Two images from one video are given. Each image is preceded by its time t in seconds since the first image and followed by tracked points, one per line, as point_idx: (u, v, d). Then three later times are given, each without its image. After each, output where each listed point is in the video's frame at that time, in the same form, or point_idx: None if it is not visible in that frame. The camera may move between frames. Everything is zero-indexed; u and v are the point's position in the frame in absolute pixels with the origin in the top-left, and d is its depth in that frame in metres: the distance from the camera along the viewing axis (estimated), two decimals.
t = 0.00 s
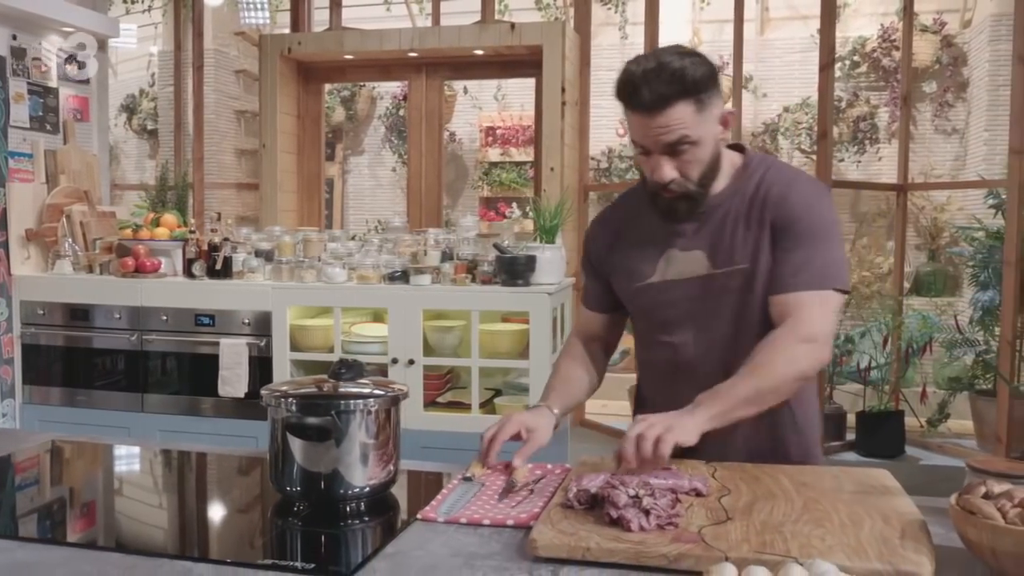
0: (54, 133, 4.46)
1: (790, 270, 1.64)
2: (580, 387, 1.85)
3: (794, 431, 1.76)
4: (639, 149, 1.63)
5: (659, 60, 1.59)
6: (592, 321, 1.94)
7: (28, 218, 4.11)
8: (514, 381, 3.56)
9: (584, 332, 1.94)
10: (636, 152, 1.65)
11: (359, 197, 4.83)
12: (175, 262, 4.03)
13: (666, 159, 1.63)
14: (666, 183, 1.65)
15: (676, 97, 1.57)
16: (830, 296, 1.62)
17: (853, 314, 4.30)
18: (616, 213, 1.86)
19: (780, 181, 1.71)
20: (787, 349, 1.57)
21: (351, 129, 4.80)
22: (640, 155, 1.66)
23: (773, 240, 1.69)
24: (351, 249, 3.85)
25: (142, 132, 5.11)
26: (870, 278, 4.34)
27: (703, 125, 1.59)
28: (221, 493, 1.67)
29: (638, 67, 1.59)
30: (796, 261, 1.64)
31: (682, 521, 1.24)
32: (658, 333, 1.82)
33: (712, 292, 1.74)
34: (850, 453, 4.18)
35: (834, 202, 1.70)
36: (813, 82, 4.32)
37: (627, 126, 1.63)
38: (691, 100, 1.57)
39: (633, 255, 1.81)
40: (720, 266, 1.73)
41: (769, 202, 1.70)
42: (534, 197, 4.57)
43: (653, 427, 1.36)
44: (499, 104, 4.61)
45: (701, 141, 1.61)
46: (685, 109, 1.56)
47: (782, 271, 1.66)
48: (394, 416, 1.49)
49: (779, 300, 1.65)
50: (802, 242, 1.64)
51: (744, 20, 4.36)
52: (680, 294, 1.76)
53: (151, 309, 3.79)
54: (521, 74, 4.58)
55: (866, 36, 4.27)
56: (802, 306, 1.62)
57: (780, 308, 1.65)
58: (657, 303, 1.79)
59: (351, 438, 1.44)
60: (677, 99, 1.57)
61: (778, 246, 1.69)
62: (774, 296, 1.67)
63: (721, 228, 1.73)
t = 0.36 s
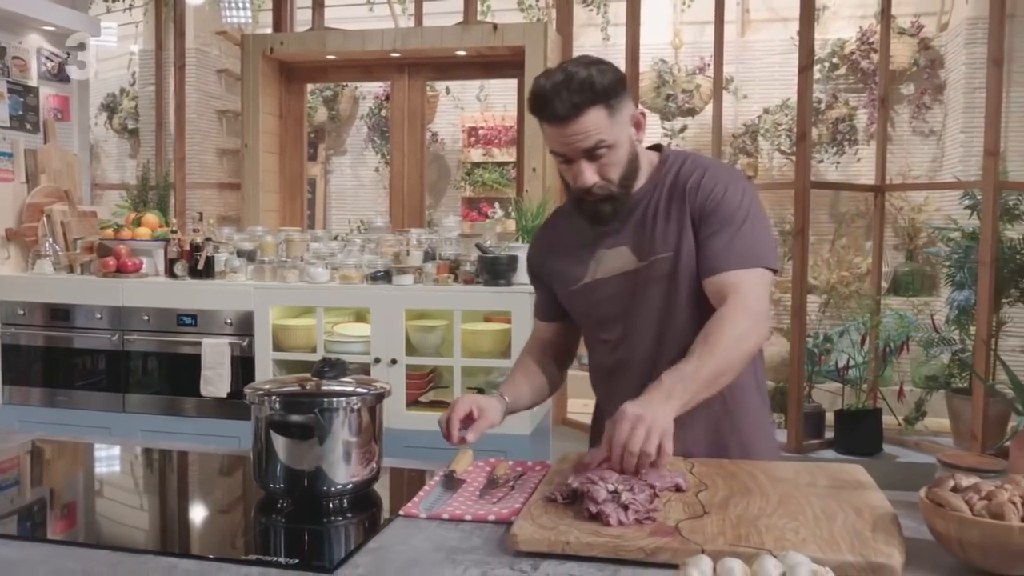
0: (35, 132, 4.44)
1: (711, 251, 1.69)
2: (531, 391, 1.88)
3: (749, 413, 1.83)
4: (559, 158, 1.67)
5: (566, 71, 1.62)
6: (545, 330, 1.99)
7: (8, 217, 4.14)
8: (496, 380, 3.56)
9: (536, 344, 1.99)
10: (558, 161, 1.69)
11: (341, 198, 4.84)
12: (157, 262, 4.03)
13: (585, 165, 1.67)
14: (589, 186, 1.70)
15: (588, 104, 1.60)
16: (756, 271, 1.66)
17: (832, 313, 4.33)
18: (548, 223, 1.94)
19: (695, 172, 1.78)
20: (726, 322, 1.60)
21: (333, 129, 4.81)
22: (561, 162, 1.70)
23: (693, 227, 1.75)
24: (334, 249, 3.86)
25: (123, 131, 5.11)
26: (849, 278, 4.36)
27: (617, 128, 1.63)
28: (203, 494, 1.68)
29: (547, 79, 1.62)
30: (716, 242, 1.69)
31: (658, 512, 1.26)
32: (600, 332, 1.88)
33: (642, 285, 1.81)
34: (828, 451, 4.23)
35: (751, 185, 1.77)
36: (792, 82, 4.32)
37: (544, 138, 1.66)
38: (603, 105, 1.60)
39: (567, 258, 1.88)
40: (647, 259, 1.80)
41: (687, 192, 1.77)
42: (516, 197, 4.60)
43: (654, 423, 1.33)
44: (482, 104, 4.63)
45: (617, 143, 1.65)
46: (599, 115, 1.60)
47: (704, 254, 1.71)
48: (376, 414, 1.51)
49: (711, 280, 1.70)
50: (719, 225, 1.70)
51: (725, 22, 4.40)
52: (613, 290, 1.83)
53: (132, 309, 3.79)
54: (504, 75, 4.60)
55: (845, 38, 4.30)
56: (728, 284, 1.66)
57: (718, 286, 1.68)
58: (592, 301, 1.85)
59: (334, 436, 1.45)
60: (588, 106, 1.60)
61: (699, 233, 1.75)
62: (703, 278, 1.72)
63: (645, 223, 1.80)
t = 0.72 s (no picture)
0: (15, 132, 4.42)
1: (696, 247, 1.73)
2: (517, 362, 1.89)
3: (730, 406, 1.86)
4: (542, 156, 1.68)
5: (551, 72, 1.64)
6: (515, 323, 2.01)
7: None
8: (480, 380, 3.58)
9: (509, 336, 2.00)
10: (542, 161, 1.70)
11: (324, 198, 4.85)
12: (140, 262, 4.02)
13: (569, 165, 1.69)
14: (573, 186, 1.71)
15: (573, 104, 1.62)
16: (742, 265, 1.71)
17: (810, 313, 4.34)
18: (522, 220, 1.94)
19: (672, 172, 1.81)
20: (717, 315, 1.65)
21: (316, 129, 4.81)
22: (544, 162, 1.71)
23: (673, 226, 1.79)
24: (317, 249, 3.87)
25: (103, 130, 5.09)
26: (829, 278, 4.38)
27: (600, 127, 1.66)
28: (185, 495, 1.69)
29: (532, 80, 1.64)
30: (700, 239, 1.73)
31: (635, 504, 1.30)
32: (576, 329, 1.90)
33: (621, 283, 1.83)
34: (808, 449, 4.27)
35: (727, 185, 1.81)
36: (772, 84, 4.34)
37: (527, 138, 1.67)
38: (587, 104, 1.63)
39: (542, 256, 1.88)
40: (626, 257, 1.82)
41: (665, 191, 1.80)
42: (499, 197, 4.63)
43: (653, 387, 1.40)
44: (465, 105, 4.64)
45: (600, 142, 1.68)
46: (584, 113, 1.62)
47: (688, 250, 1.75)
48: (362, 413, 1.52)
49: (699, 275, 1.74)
50: (701, 224, 1.74)
51: (706, 24, 4.44)
52: (591, 287, 1.85)
53: (114, 309, 3.77)
54: (487, 76, 4.62)
55: (825, 40, 4.34)
56: (716, 279, 1.71)
57: (708, 280, 1.72)
58: (570, 299, 1.87)
59: (320, 434, 1.46)
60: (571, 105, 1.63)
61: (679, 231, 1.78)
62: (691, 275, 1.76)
63: (623, 222, 1.82)
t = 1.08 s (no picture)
0: None
1: (698, 252, 1.81)
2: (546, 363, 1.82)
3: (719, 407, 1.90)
4: (552, 155, 1.71)
5: (571, 73, 1.67)
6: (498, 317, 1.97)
7: None
8: (456, 380, 3.59)
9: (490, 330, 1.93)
10: (551, 160, 1.73)
11: (299, 198, 4.83)
12: (113, 262, 3.99)
13: (580, 165, 1.72)
14: (581, 186, 1.75)
15: (591, 105, 1.66)
16: (737, 271, 1.81)
17: (785, 312, 4.41)
18: (515, 219, 1.95)
19: (670, 177, 1.88)
20: (718, 318, 1.74)
21: (291, 129, 4.79)
22: (553, 161, 1.74)
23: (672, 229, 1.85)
24: (293, 249, 3.86)
25: (75, 129, 5.05)
26: (801, 278, 4.45)
27: (614, 130, 1.70)
28: (158, 496, 1.68)
29: (552, 79, 1.66)
30: (702, 243, 1.81)
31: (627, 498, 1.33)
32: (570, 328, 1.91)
33: (620, 283, 1.87)
34: (782, 447, 4.32)
35: (720, 195, 1.90)
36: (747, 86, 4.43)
37: (540, 136, 1.69)
38: (603, 107, 1.67)
39: (540, 253, 1.90)
40: (626, 258, 1.86)
41: (665, 195, 1.86)
42: (475, 197, 4.64)
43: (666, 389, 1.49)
44: (441, 105, 4.65)
45: (611, 145, 1.72)
46: (600, 115, 1.66)
47: (689, 255, 1.82)
48: (341, 412, 1.53)
49: (697, 280, 1.82)
50: (701, 230, 1.83)
51: (681, 26, 4.48)
52: (590, 286, 1.87)
53: (87, 310, 3.74)
54: (463, 76, 4.63)
55: (796, 43, 4.41)
56: (716, 283, 1.79)
57: (707, 284, 1.81)
58: (568, 297, 1.88)
59: (298, 434, 1.47)
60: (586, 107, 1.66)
61: (678, 235, 1.85)
62: (688, 279, 1.84)
63: (624, 223, 1.87)
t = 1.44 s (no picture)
0: None
1: (753, 270, 1.75)
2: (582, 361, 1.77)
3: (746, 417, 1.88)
4: (621, 156, 1.62)
5: (655, 74, 1.58)
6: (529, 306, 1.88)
7: None
8: (437, 380, 3.60)
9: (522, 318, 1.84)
10: (619, 161, 1.63)
11: (278, 198, 4.82)
12: (92, 262, 3.96)
13: (648, 169, 1.63)
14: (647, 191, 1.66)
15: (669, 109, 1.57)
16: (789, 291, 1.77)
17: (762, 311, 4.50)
18: (560, 212, 1.85)
19: (728, 190, 1.80)
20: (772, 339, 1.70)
21: (270, 128, 4.78)
22: (619, 162, 1.64)
23: (727, 243, 1.78)
24: (273, 249, 3.85)
25: (51, 128, 5.03)
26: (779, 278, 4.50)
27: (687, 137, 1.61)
28: (135, 499, 1.66)
29: (635, 77, 1.58)
30: (760, 261, 1.75)
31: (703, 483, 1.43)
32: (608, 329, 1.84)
33: (668, 292, 1.80)
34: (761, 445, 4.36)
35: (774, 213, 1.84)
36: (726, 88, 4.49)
37: (612, 132, 1.60)
38: (680, 112, 1.59)
39: (589, 251, 1.82)
40: (677, 268, 1.79)
41: (722, 207, 1.79)
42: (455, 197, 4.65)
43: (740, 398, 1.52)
44: (421, 105, 4.65)
45: (683, 152, 1.64)
46: (677, 120, 1.58)
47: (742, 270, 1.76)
48: (325, 412, 1.53)
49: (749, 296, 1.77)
50: (757, 246, 1.76)
51: (661, 28, 4.52)
52: (638, 292, 1.80)
53: (64, 310, 3.71)
54: (442, 77, 4.63)
55: (775, 45, 4.49)
56: (770, 302, 1.75)
57: (760, 301, 1.76)
58: (612, 299, 1.81)
59: (283, 433, 1.47)
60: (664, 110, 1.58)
61: (732, 250, 1.78)
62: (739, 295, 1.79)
63: (678, 232, 1.79)
